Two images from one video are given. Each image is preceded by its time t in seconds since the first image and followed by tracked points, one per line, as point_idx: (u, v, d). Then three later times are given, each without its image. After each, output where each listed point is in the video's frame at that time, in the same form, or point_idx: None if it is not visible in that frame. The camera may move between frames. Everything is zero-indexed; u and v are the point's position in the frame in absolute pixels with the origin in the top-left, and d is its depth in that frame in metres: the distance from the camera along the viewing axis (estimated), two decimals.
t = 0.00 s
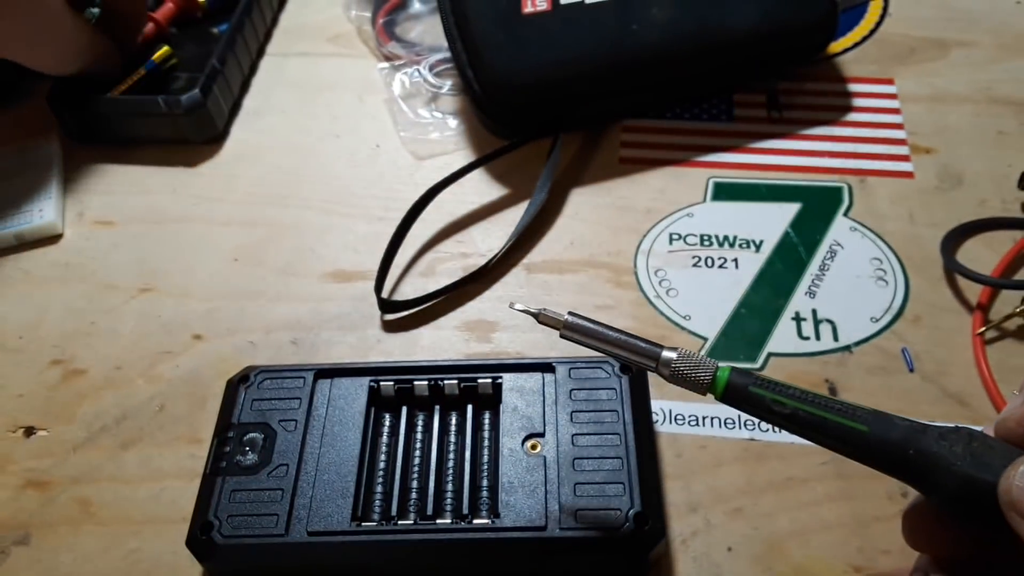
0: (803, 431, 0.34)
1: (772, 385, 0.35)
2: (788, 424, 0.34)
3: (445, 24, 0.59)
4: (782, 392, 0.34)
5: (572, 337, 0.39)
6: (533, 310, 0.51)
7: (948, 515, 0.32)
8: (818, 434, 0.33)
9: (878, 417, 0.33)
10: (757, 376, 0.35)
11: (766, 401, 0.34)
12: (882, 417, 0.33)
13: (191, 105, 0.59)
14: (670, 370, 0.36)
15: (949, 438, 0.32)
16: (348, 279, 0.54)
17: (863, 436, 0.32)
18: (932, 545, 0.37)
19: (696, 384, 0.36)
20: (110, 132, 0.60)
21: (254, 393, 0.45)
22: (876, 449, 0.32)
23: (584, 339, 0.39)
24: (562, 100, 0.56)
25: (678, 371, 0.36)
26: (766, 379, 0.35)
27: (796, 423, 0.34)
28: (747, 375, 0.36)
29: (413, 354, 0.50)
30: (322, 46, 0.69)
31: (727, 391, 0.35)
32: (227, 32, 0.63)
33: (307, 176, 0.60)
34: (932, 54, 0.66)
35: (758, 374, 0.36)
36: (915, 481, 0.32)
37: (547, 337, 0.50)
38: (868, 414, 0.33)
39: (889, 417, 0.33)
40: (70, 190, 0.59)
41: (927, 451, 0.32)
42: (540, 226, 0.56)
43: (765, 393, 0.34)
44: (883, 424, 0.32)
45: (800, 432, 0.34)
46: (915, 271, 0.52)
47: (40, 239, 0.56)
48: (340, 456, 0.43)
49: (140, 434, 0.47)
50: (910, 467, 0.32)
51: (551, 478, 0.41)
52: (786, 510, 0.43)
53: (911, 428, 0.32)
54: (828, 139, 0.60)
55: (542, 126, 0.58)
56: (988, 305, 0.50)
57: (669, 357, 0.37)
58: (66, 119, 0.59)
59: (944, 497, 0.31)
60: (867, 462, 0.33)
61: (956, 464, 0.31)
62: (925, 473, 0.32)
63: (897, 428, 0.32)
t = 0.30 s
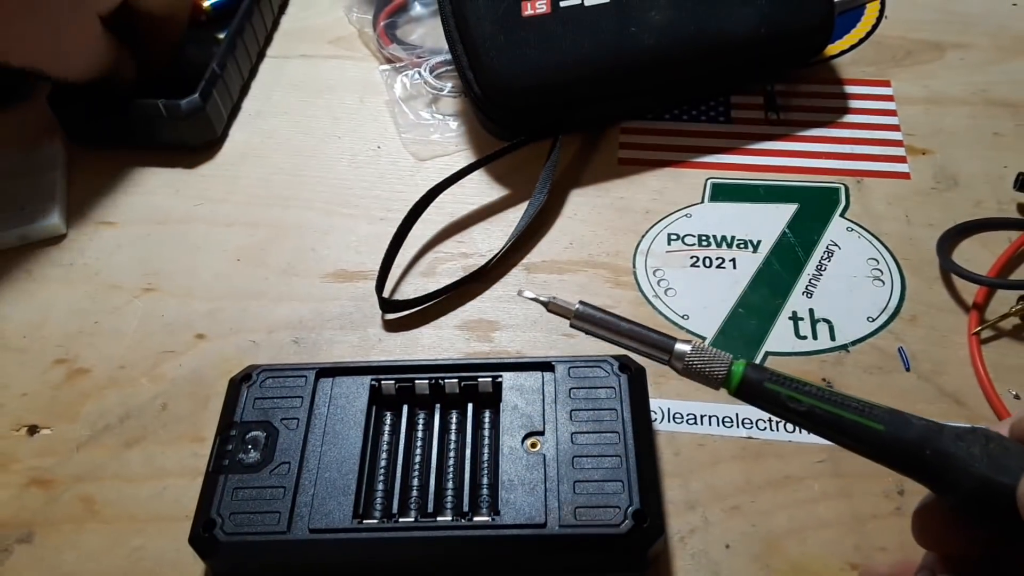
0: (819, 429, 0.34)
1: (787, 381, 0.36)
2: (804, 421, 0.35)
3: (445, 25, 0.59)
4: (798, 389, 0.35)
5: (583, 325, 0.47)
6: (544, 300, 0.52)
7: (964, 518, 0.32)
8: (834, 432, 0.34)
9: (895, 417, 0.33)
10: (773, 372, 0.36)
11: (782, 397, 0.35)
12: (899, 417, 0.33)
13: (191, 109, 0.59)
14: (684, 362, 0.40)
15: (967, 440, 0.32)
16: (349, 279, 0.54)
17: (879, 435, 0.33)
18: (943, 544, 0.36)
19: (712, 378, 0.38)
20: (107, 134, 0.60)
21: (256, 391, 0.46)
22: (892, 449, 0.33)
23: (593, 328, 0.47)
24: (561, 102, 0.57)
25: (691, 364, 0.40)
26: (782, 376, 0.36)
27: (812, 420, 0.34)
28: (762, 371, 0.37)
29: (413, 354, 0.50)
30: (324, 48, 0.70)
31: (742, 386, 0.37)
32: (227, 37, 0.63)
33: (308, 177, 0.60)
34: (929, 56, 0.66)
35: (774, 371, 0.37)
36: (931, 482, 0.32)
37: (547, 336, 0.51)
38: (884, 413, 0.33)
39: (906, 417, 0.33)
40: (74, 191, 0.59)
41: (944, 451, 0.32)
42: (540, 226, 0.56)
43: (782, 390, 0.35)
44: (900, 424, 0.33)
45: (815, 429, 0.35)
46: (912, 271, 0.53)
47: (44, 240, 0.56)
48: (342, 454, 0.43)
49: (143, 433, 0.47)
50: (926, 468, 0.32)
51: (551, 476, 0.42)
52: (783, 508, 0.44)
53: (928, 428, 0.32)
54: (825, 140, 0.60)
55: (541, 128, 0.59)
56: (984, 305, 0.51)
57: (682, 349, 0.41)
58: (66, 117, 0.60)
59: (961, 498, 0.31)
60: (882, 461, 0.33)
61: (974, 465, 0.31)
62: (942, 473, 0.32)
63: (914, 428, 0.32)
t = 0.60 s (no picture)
0: (836, 431, 0.35)
1: (804, 383, 0.36)
2: (819, 422, 0.35)
3: (445, 25, 0.59)
4: (813, 389, 0.36)
5: (590, 322, 0.50)
6: (549, 294, 0.52)
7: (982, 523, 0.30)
8: (851, 434, 0.34)
9: (914, 419, 0.33)
10: (791, 374, 0.37)
11: (797, 398, 0.36)
12: (918, 419, 0.33)
13: (190, 108, 0.59)
14: (698, 358, 0.44)
15: (987, 443, 0.30)
16: (348, 279, 0.54)
17: (896, 437, 0.32)
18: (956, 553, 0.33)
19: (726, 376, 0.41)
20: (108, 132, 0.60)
21: (256, 391, 0.46)
22: (909, 451, 0.32)
23: (604, 323, 0.50)
24: (563, 100, 0.57)
25: (704, 360, 0.44)
26: (800, 377, 0.37)
27: (829, 422, 0.35)
28: (779, 371, 0.38)
29: (413, 354, 0.50)
30: (324, 48, 0.70)
31: (756, 384, 0.38)
32: (227, 36, 0.63)
33: (307, 177, 0.60)
34: (930, 55, 0.66)
35: (793, 372, 0.38)
36: (948, 488, 0.31)
37: (548, 336, 0.51)
38: (903, 415, 0.33)
39: (925, 420, 0.32)
40: (73, 191, 0.59)
41: (961, 455, 0.30)
42: (540, 225, 0.56)
43: (796, 390, 0.36)
44: (919, 426, 0.32)
45: (833, 431, 0.35)
46: (912, 271, 0.53)
47: (43, 239, 0.56)
48: (342, 454, 0.43)
49: (142, 433, 0.47)
50: (943, 471, 0.31)
51: (551, 476, 0.42)
52: (784, 509, 0.43)
53: (947, 431, 0.31)
54: (825, 140, 0.60)
55: (542, 128, 0.59)
56: (985, 305, 0.51)
57: (695, 346, 0.46)
58: (64, 118, 0.59)
59: (978, 504, 0.30)
60: (901, 465, 0.33)
61: (991, 470, 0.29)
62: (959, 478, 0.30)
63: (933, 430, 0.32)
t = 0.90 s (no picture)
0: (839, 437, 0.33)
1: (807, 387, 0.34)
2: (822, 428, 0.33)
3: (445, 26, 0.59)
4: (816, 394, 0.34)
5: (590, 324, 0.50)
6: (549, 297, 0.52)
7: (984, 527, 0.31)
8: (855, 440, 0.33)
9: (919, 424, 0.32)
10: (790, 377, 0.35)
11: (801, 403, 0.34)
12: (924, 425, 0.32)
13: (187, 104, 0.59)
14: (700, 363, 0.41)
15: (993, 450, 0.30)
16: (348, 279, 0.54)
17: (903, 444, 0.32)
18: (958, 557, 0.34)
19: (728, 380, 0.38)
20: (108, 132, 0.60)
21: (256, 391, 0.46)
22: (914, 457, 0.31)
23: (602, 326, 0.50)
24: (563, 101, 0.57)
25: (706, 364, 0.41)
26: (800, 380, 0.35)
27: (832, 428, 0.33)
28: (780, 375, 0.35)
29: (413, 354, 0.50)
30: (324, 48, 0.70)
31: (758, 390, 0.35)
32: (226, 35, 0.63)
33: (308, 177, 0.60)
34: (930, 56, 0.66)
35: (792, 374, 0.35)
36: (953, 493, 0.31)
37: (548, 336, 0.51)
38: (908, 420, 0.32)
39: (930, 425, 0.32)
40: (73, 190, 0.59)
41: (968, 461, 0.30)
42: (540, 225, 0.56)
43: (798, 395, 0.34)
44: (927, 433, 0.31)
45: (834, 437, 0.33)
46: (912, 271, 0.53)
47: (44, 239, 0.56)
48: (342, 454, 0.43)
49: (142, 433, 0.47)
50: (948, 477, 0.31)
51: (551, 476, 0.42)
52: (784, 509, 0.43)
53: (953, 437, 0.31)
54: (825, 140, 0.60)
55: (542, 128, 0.59)
56: (985, 305, 0.51)
57: (699, 350, 0.42)
58: (64, 117, 0.59)
59: (983, 509, 0.30)
60: (903, 471, 0.32)
61: (997, 477, 0.30)
62: (965, 484, 0.30)
63: (940, 437, 0.31)
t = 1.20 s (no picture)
0: (845, 441, 0.33)
1: (813, 390, 0.34)
2: (828, 431, 0.34)
3: (445, 26, 0.59)
4: (823, 398, 0.34)
5: (592, 326, 0.46)
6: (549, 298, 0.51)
7: (989, 531, 0.31)
8: (861, 444, 0.33)
9: (926, 428, 0.32)
10: (796, 380, 0.35)
11: (807, 407, 0.34)
12: (931, 429, 0.32)
13: (190, 108, 0.59)
14: (705, 366, 0.38)
15: (1000, 453, 0.30)
16: (348, 279, 0.54)
17: (910, 448, 0.32)
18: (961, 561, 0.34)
19: (734, 383, 0.36)
20: (107, 133, 0.60)
21: (256, 391, 0.46)
22: (921, 462, 0.32)
23: (606, 328, 0.45)
24: (563, 100, 0.57)
25: (711, 368, 0.38)
26: (806, 384, 0.35)
27: (839, 432, 0.33)
28: (786, 378, 0.35)
29: (412, 354, 0.50)
30: (324, 48, 0.70)
31: (764, 393, 0.35)
32: (228, 37, 0.63)
33: (307, 176, 0.60)
34: (930, 56, 0.66)
35: (797, 377, 0.35)
36: (960, 497, 0.31)
37: (548, 336, 0.51)
38: (915, 424, 0.32)
39: (936, 428, 0.32)
40: (72, 191, 0.59)
41: (976, 465, 0.30)
42: (540, 225, 0.56)
43: (806, 398, 0.34)
44: (934, 437, 0.32)
45: (841, 441, 0.33)
46: (912, 271, 0.53)
47: (44, 239, 0.56)
48: (342, 453, 0.43)
49: (142, 433, 0.47)
50: (956, 480, 0.31)
51: (551, 476, 0.42)
52: (783, 509, 0.43)
53: (960, 441, 0.31)
54: (825, 140, 0.60)
55: (543, 128, 0.59)
56: (985, 305, 0.51)
57: (702, 352, 0.39)
58: (63, 118, 0.59)
59: (990, 514, 0.30)
60: (909, 474, 0.32)
61: (1005, 482, 0.30)
62: (972, 488, 0.31)
63: (947, 441, 0.31)
